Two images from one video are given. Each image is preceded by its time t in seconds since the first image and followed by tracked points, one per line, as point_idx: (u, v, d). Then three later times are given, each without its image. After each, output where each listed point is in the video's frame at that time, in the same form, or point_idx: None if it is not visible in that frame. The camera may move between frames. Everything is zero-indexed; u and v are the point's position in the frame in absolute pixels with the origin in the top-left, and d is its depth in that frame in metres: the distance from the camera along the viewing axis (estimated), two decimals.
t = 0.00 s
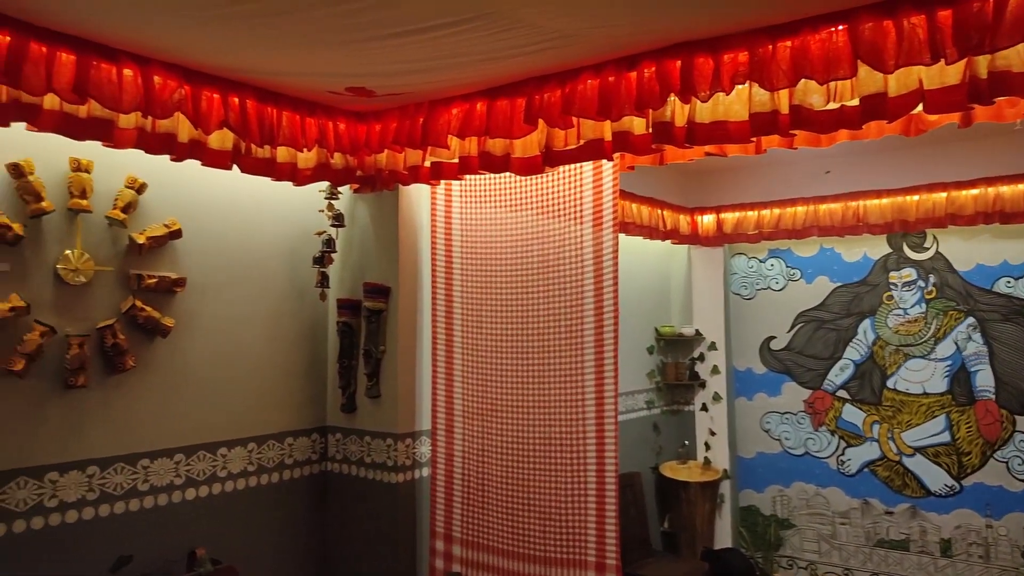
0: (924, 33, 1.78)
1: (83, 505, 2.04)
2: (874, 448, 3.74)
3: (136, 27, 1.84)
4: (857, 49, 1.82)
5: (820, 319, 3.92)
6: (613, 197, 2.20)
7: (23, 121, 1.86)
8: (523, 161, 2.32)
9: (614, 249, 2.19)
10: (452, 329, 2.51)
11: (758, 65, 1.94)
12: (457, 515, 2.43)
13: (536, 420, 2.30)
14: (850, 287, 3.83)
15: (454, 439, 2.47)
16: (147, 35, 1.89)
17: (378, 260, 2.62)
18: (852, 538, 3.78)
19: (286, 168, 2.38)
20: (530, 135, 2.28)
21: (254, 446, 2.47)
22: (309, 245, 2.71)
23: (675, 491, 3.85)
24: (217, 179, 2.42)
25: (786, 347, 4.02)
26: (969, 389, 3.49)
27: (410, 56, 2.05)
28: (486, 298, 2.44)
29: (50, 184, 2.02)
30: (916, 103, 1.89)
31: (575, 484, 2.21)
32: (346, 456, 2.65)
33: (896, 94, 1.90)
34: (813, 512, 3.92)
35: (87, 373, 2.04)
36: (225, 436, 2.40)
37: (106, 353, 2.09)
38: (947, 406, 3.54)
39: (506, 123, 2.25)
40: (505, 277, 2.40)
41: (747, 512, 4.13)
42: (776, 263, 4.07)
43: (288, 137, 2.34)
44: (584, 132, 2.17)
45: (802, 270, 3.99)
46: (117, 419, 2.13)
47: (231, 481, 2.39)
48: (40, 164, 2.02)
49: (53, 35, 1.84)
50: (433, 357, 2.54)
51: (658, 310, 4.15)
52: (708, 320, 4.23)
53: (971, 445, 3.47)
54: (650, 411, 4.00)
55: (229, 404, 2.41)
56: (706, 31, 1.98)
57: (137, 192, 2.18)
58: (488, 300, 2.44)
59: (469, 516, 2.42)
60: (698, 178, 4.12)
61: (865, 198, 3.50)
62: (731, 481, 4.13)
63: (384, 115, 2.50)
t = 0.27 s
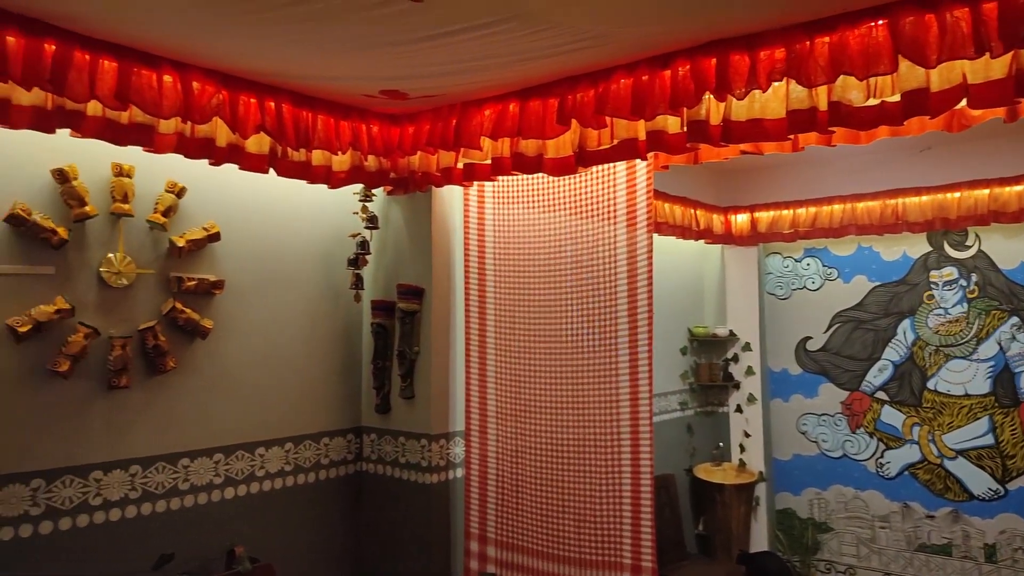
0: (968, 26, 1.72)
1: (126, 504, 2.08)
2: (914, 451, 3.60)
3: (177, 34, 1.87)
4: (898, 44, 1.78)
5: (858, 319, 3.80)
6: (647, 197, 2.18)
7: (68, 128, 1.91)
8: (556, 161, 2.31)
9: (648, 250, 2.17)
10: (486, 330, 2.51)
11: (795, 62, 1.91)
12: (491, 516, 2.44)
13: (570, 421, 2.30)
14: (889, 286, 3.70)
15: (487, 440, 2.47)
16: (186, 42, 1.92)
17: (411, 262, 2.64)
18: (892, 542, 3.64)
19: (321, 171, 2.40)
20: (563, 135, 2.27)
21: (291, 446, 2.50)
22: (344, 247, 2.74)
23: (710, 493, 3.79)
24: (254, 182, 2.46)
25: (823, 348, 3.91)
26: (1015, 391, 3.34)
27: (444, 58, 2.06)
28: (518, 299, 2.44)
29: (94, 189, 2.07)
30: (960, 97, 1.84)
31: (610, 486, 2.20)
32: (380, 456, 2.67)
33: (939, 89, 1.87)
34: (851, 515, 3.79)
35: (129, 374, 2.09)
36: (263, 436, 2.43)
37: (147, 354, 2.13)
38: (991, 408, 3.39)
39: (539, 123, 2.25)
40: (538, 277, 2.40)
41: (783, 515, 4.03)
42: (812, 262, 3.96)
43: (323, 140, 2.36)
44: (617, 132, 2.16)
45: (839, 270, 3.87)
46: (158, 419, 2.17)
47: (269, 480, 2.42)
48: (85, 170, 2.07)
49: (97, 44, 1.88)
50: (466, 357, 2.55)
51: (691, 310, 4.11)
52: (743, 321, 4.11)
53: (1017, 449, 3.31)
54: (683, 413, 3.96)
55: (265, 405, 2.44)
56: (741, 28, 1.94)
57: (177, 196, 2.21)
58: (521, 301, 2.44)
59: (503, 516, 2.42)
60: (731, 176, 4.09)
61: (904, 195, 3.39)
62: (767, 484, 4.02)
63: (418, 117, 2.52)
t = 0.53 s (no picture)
0: (1015, 17, 1.67)
1: (166, 501, 2.12)
2: (956, 454, 3.47)
3: (217, 39, 1.90)
4: (940, 39, 1.72)
5: (896, 319, 3.69)
6: (681, 197, 2.17)
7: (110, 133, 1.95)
8: (589, 161, 2.31)
9: (682, 250, 2.15)
10: (518, 330, 2.51)
11: (833, 59, 1.87)
12: (524, 516, 2.44)
13: (603, 422, 2.29)
14: (929, 285, 3.59)
15: (520, 440, 2.48)
16: (224, 46, 1.95)
17: (444, 262, 2.65)
18: (932, 547, 3.52)
19: (355, 172, 2.42)
20: (595, 135, 2.27)
21: (326, 445, 2.52)
22: (377, 248, 2.75)
23: (745, 496, 3.78)
24: (290, 184, 2.49)
25: (861, 349, 3.82)
26: None
27: (477, 59, 2.07)
28: (551, 299, 2.44)
29: (135, 192, 2.11)
30: (1006, 91, 1.79)
31: (643, 487, 2.19)
32: (413, 456, 2.69)
33: (983, 83, 1.82)
34: (889, 518, 3.68)
35: (169, 374, 2.12)
36: (298, 436, 2.46)
37: (186, 354, 2.17)
38: None
39: (572, 123, 2.25)
40: (570, 277, 2.40)
41: (819, 518, 3.94)
42: (849, 262, 3.88)
43: (356, 142, 2.38)
44: (651, 131, 2.15)
45: (876, 269, 3.78)
46: (197, 418, 2.20)
47: (305, 479, 2.45)
48: (126, 173, 2.11)
49: (138, 49, 1.91)
50: (499, 357, 2.56)
51: (725, 310, 4.07)
52: (777, 321, 4.07)
53: None
54: (717, 414, 3.92)
55: (301, 404, 2.47)
56: (778, 24, 1.92)
57: (215, 199, 2.25)
58: (554, 301, 2.44)
59: (536, 517, 2.42)
60: (765, 175, 4.05)
61: (944, 193, 3.32)
62: (802, 486, 3.96)
63: (451, 118, 2.53)
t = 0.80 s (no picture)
0: None
1: (195, 500, 2.14)
2: (987, 454, 3.35)
3: (244, 43, 1.92)
4: (973, 32, 1.69)
5: (926, 318, 3.58)
6: (706, 195, 2.15)
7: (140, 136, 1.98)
8: (613, 160, 2.31)
9: (708, 249, 2.14)
10: (542, 329, 2.52)
11: (862, 54, 1.85)
12: (549, 516, 2.44)
13: (628, 422, 2.28)
14: (959, 284, 3.48)
15: (544, 440, 2.48)
16: (251, 49, 1.97)
17: (468, 263, 2.65)
18: (963, 549, 3.39)
19: (379, 173, 2.44)
20: (620, 134, 2.26)
21: (351, 445, 2.54)
22: (402, 248, 2.77)
23: (771, 497, 3.76)
24: (316, 186, 2.51)
25: (889, 348, 3.71)
26: None
27: (501, 59, 2.07)
28: (575, 298, 2.44)
29: (164, 195, 2.14)
30: None
31: (669, 488, 2.18)
32: (438, 455, 2.70)
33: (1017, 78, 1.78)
34: (918, 520, 3.56)
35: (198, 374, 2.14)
36: (324, 435, 2.47)
37: (215, 354, 2.20)
38: None
39: (596, 123, 2.25)
40: (594, 277, 2.39)
41: (846, 519, 3.83)
42: (876, 260, 3.77)
43: (381, 143, 2.39)
44: (676, 129, 2.15)
45: (904, 268, 3.67)
46: (225, 418, 2.23)
47: (331, 478, 2.47)
48: (155, 176, 2.14)
49: (167, 53, 1.94)
50: (522, 357, 2.56)
51: (750, 309, 4.04)
52: (803, 320, 4.03)
53: None
54: (742, 414, 3.90)
55: (326, 404, 2.49)
56: (806, 21, 1.90)
57: (242, 201, 2.27)
58: (578, 300, 2.43)
59: (561, 517, 2.42)
60: (790, 173, 4.02)
61: (974, 189, 3.27)
62: (828, 487, 3.87)
63: (474, 119, 2.53)
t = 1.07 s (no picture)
0: None
1: (220, 496, 2.16)
2: (1016, 455, 3.26)
3: (269, 43, 1.94)
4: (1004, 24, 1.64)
5: (951, 316, 3.50)
6: (730, 193, 2.14)
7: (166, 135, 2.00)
8: (635, 157, 2.30)
9: (731, 247, 2.13)
10: (564, 327, 2.51)
11: (890, 49, 1.82)
12: (571, 515, 2.43)
13: (650, 420, 2.27)
14: (986, 281, 3.39)
15: (566, 438, 2.47)
16: (275, 49, 1.98)
17: (489, 261, 2.66)
18: (990, 552, 3.33)
19: (401, 172, 2.45)
20: (642, 131, 2.26)
21: (373, 442, 2.55)
22: (423, 246, 2.77)
23: (793, 497, 3.76)
24: (338, 184, 2.52)
25: (914, 347, 3.63)
26: None
27: (523, 57, 2.07)
28: (596, 296, 2.43)
29: (189, 194, 2.16)
30: None
31: (692, 487, 2.17)
32: (459, 453, 2.70)
33: None
34: (944, 521, 3.50)
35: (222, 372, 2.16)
36: (346, 433, 2.49)
37: (239, 352, 2.21)
38: None
39: (619, 120, 2.24)
40: (616, 275, 2.39)
41: (871, 520, 3.77)
42: (901, 258, 3.68)
43: (403, 141, 2.40)
44: (700, 126, 2.14)
45: (930, 265, 3.58)
46: (249, 415, 2.25)
47: (353, 475, 2.48)
48: (181, 175, 2.16)
49: (192, 53, 1.96)
50: (544, 355, 2.56)
51: (771, 308, 4.01)
52: (825, 319, 3.99)
53: None
54: (764, 413, 3.88)
55: (348, 402, 2.50)
56: (831, 16, 1.88)
57: (266, 200, 2.29)
58: (599, 298, 2.43)
59: (583, 515, 2.42)
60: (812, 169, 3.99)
61: (1001, 185, 3.24)
62: (852, 487, 3.83)
63: (495, 117, 2.54)
